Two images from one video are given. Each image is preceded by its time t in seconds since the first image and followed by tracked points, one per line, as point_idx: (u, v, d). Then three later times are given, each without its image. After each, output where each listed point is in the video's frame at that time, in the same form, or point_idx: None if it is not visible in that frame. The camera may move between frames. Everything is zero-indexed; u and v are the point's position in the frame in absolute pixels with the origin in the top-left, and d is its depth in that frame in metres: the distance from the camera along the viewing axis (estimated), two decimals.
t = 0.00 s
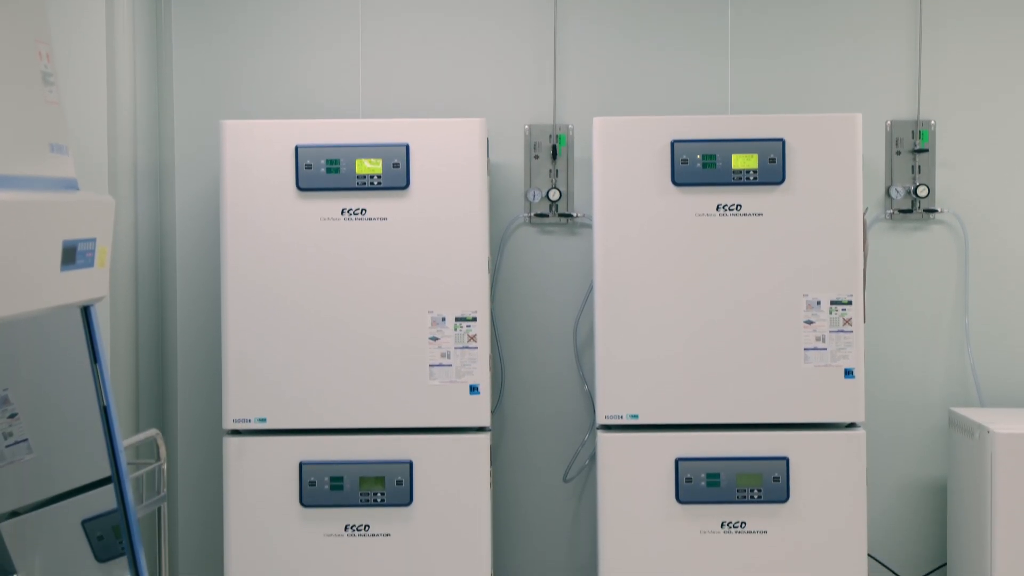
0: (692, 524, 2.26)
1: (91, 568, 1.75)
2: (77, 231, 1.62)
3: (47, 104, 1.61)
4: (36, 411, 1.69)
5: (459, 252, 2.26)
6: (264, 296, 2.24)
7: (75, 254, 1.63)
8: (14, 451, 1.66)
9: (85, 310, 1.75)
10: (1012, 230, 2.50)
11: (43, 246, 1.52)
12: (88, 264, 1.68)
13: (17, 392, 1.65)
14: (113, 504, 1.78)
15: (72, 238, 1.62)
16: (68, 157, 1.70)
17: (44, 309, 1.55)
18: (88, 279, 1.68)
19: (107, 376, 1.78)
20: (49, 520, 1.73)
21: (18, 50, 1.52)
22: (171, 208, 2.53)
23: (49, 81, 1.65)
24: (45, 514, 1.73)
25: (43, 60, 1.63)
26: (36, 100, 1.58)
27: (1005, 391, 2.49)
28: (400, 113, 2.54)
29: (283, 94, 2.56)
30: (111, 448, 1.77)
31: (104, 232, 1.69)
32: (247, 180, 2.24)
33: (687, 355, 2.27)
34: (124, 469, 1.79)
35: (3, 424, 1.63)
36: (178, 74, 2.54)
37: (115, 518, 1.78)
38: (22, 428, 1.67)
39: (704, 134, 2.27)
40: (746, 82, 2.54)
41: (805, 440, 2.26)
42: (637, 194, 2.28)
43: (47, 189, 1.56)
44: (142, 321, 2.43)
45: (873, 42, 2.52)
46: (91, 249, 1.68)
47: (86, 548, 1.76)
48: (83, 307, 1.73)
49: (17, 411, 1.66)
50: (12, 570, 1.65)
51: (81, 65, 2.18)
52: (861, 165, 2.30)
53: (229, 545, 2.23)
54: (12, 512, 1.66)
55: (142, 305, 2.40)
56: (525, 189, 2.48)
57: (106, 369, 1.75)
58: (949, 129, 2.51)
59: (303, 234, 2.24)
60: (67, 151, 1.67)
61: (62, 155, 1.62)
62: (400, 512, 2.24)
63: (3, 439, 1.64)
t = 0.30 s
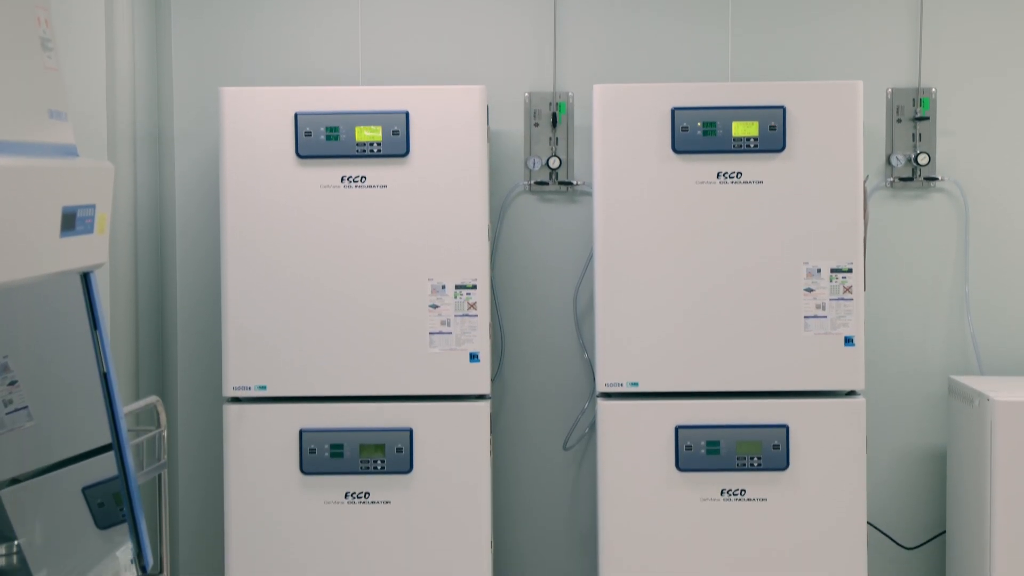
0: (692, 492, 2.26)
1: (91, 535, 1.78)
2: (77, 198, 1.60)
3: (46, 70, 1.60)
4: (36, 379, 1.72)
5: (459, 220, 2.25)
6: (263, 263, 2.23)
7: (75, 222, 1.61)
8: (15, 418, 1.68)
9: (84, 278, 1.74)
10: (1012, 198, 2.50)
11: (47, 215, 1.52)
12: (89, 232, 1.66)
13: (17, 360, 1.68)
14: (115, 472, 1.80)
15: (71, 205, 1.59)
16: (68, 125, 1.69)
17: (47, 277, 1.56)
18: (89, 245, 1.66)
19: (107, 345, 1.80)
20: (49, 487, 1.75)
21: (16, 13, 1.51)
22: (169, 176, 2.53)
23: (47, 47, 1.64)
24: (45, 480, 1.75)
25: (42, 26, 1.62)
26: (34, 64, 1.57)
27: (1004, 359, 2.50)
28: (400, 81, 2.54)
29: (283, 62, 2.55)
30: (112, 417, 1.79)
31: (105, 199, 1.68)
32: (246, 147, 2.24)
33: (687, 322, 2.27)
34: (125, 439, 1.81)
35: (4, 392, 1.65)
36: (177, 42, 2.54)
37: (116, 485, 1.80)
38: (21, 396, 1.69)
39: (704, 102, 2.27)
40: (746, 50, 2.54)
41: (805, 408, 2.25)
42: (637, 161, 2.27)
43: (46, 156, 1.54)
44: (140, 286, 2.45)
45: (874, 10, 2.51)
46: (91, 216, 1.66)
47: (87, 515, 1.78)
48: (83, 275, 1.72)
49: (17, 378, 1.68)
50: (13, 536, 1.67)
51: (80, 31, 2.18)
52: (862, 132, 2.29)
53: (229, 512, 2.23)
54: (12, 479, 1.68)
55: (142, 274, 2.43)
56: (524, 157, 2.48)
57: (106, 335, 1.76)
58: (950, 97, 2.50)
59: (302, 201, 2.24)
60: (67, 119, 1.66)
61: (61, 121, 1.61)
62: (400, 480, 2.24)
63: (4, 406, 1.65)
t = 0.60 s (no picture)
0: (692, 460, 2.25)
1: (91, 502, 1.76)
2: (77, 163, 1.58)
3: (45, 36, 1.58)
4: (36, 345, 1.71)
5: (458, 187, 2.25)
6: (263, 231, 2.23)
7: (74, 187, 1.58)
8: (15, 385, 1.69)
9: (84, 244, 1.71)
10: (1013, 166, 2.50)
11: (45, 180, 1.48)
12: (88, 199, 1.63)
13: (16, 326, 1.68)
14: (115, 440, 1.77)
15: (71, 170, 1.57)
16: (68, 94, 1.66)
17: (45, 242, 1.54)
18: (88, 210, 1.64)
19: (107, 310, 1.76)
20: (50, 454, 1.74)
21: None
22: (168, 144, 2.52)
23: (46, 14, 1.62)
24: (46, 447, 1.75)
25: None
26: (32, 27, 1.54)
27: (1004, 328, 2.51)
28: (400, 49, 2.53)
29: (283, 30, 2.55)
30: (111, 381, 1.75)
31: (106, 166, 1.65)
32: (245, 114, 2.23)
33: (687, 290, 2.27)
34: (125, 406, 1.78)
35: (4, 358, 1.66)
36: (176, 9, 2.53)
37: (116, 453, 1.77)
38: (22, 362, 1.70)
39: (705, 69, 2.26)
40: (747, 18, 2.53)
41: (805, 375, 2.25)
42: (637, 129, 2.27)
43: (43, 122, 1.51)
44: (140, 252, 2.45)
45: None
46: (91, 181, 1.62)
47: (86, 483, 1.76)
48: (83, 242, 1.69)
49: (18, 345, 1.68)
50: (13, 502, 1.68)
51: None
52: (863, 100, 2.29)
53: (229, 480, 2.23)
54: (12, 446, 1.68)
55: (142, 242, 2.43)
56: (525, 125, 2.48)
57: (106, 303, 1.73)
58: (952, 65, 2.50)
59: (302, 168, 2.24)
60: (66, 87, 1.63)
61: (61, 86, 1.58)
62: (400, 448, 2.23)
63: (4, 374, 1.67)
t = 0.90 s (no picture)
0: (693, 428, 2.26)
1: (92, 468, 1.71)
2: (76, 129, 1.58)
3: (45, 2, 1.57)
4: (38, 311, 1.65)
5: (458, 154, 2.24)
6: (263, 198, 2.23)
7: (74, 155, 1.59)
8: (15, 352, 1.60)
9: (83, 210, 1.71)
10: (1011, 134, 2.50)
11: (45, 149, 1.49)
12: (87, 164, 1.63)
13: (17, 293, 1.60)
14: (115, 407, 1.78)
15: (69, 137, 1.57)
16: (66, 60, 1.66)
17: (47, 209, 1.54)
18: (85, 178, 1.63)
19: (106, 276, 1.79)
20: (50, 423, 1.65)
21: None
22: (168, 111, 2.53)
23: None
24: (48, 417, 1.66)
25: None
26: None
27: (1004, 296, 2.52)
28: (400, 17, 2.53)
29: None
30: (112, 349, 1.77)
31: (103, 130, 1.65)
32: (245, 82, 2.23)
33: (688, 258, 2.26)
34: (126, 372, 1.80)
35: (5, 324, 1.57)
36: None
37: (116, 419, 1.78)
38: (22, 329, 1.61)
39: (706, 36, 2.25)
40: None
41: (806, 343, 2.25)
42: (638, 97, 2.26)
43: (38, 88, 1.49)
44: (140, 217, 2.46)
45: None
46: (89, 148, 1.63)
47: (87, 449, 1.72)
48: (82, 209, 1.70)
49: (17, 312, 1.60)
50: (13, 469, 1.57)
51: None
52: (864, 68, 2.28)
53: (229, 447, 2.23)
54: (13, 413, 1.58)
55: (141, 210, 2.43)
56: (525, 93, 2.47)
57: (106, 269, 1.76)
58: (952, 33, 2.49)
59: (302, 135, 2.23)
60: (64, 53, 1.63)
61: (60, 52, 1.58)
62: (401, 415, 2.23)
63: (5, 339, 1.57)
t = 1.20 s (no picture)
0: (692, 396, 2.26)
1: (91, 434, 1.52)
2: (75, 93, 1.40)
3: None
4: (38, 278, 1.44)
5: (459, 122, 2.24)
6: (263, 166, 2.23)
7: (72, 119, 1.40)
8: (14, 319, 1.42)
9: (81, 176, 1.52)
10: (1012, 103, 2.51)
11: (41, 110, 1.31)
12: (85, 131, 1.45)
13: (15, 259, 1.40)
14: (115, 373, 1.58)
15: (69, 103, 1.38)
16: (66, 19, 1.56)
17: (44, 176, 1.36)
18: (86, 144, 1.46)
19: (107, 242, 1.58)
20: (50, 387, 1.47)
21: None
22: (168, 77, 2.55)
23: None
24: (46, 383, 1.47)
25: None
26: None
27: (1004, 264, 2.54)
28: None
29: None
30: (111, 312, 1.57)
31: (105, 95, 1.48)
32: (245, 50, 2.22)
33: (689, 225, 2.26)
34: (126, 338, 1.60)
35: (3, 291, 1.38)
36: None
37: (116, 386, 1.57)
38: (22, 296, 1.42)
39: (707, 4, 2.24)
40: None
41: (806, 310, 2.24)
42: (639, 64, 2.26)
43: (31, 53, 1.30)
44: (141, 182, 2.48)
45: None
46: (89, 113, 1.44)
47: (86, 415, 1.52)
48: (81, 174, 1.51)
49: (17, 278, 1.41)
50: (13, 433, 1.39)
51: None
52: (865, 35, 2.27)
53: (230, 414, 2.24)
54: (12, 379, 1.40)
55: (141, 175, 2.45)
56: (525, 61, 2.47)
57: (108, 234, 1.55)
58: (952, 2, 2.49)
59: (302, 103, 2.23)
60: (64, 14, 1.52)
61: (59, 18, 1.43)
62: (401, 382, 2.24)
63: (3, 306, 1.39)
